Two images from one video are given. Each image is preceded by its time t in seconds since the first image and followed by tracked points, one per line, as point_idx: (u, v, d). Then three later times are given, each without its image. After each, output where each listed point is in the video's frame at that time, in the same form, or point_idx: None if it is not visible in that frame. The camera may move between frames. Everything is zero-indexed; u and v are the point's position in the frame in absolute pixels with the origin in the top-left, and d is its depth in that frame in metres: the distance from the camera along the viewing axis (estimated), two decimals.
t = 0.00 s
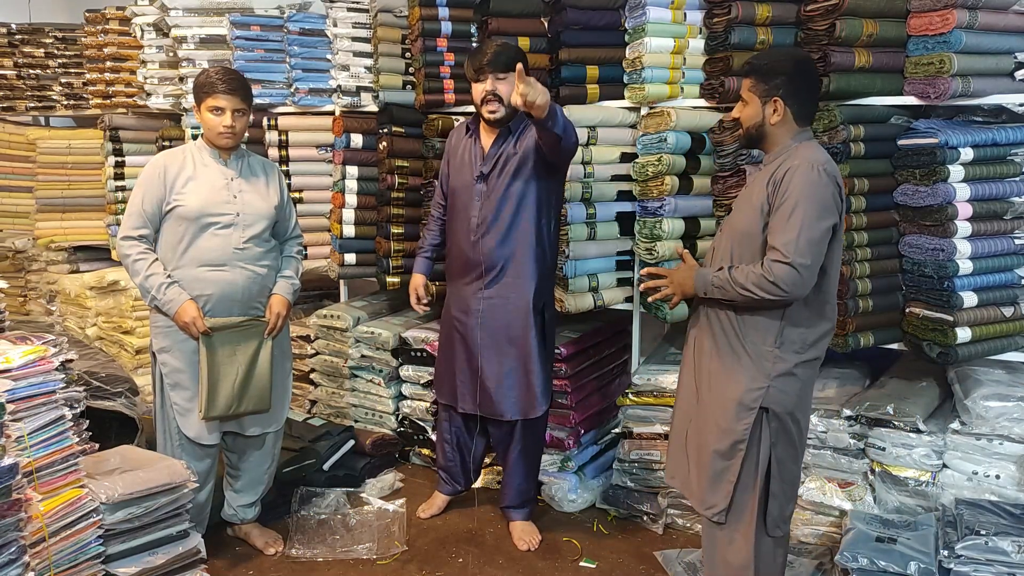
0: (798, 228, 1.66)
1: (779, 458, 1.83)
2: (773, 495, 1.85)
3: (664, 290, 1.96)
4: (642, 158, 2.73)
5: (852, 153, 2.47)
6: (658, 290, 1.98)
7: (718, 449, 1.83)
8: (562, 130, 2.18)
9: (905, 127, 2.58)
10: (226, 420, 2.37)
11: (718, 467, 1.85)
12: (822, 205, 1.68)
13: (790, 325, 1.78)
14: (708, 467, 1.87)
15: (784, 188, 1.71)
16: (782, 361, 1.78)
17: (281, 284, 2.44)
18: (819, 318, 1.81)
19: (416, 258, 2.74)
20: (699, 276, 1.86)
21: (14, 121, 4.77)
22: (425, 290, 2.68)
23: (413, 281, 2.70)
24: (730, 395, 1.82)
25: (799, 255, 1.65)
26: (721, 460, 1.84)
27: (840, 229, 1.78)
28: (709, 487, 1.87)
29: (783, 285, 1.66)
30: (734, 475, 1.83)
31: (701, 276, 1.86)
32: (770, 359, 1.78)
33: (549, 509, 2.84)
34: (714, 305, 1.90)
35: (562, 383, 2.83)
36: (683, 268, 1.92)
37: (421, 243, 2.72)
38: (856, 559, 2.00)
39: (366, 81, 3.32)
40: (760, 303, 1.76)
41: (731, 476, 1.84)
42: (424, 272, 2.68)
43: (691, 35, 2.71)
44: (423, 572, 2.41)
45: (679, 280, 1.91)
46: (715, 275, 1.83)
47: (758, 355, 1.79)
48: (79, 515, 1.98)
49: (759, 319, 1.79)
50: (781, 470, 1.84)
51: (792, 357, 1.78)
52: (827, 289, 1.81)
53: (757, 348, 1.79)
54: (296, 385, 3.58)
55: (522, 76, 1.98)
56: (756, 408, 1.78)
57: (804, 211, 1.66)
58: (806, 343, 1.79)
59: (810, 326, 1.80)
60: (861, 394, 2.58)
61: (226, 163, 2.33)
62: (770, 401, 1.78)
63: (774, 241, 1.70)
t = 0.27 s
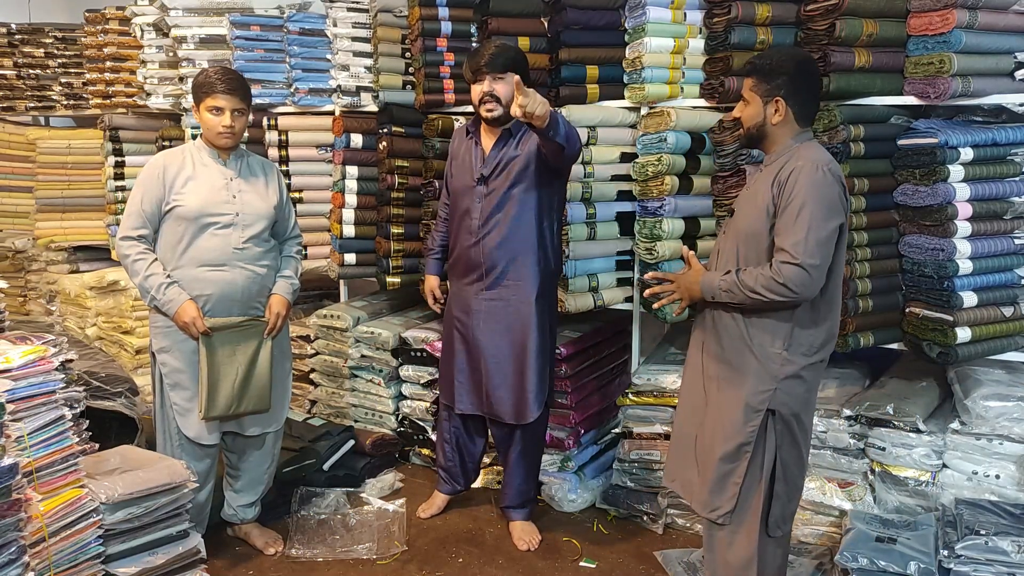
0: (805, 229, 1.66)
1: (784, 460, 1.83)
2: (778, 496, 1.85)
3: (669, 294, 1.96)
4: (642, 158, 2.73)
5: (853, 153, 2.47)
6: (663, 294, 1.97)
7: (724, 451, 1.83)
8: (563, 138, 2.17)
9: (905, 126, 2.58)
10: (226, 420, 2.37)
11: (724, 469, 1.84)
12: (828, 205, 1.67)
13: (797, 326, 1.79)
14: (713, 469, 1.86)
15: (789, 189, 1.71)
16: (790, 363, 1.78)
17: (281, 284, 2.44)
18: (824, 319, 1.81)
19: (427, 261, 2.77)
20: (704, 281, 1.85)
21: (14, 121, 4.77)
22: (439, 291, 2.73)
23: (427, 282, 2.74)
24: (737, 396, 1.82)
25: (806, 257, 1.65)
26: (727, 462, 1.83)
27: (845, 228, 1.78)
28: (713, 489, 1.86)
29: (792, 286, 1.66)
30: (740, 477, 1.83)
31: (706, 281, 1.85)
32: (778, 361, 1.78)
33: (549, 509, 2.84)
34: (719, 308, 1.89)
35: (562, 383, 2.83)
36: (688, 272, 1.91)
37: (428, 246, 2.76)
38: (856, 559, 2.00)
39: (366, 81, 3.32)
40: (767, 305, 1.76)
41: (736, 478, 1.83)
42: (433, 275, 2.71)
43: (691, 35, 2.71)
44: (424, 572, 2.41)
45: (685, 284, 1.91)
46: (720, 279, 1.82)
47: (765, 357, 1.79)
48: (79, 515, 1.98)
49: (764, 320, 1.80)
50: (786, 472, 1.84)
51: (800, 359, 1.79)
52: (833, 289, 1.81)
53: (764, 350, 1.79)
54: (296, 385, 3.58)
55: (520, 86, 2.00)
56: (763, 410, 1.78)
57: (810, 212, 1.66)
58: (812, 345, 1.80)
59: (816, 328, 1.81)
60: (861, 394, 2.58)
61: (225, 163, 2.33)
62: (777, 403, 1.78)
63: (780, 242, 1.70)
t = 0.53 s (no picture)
0: (806, 230, 1.65)
1: (788, 460, 1.83)
2: (782, 497, 1.85)
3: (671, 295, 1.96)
4: (642, 158, 2.73)
5: (853, 153, 2.48)
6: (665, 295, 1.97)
7: (728, 452, 1.83)
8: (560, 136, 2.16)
9: (905, 127, 2.58)
10: (226, 420, 2.37)
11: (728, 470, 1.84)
12: (829, 206, 1.67)
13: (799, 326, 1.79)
14: (717, 470, 1.86)
15: (790, 189, 1.71)
16: (794, 364, 1.77)
17: (281, 284, 2.44)
18: (827, 319, 1.81)
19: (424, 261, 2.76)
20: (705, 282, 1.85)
21: (14, 122, 4.77)
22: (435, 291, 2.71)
23: (423, 283, 2.72)
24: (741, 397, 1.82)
25: (808, 257, 1.65)
26: (731, 463, 1.83)
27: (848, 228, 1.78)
28: (717, 490, 1.86)
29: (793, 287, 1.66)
30: (743, 478, 1.82)
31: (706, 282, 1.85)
32: (782, 361, 1.78)
33: (549, 509, 2.84)
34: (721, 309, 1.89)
35: (562, 383, 2.83)
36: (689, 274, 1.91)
37: (427, 247, 2.76)
38: (856, 559, 2.00)
39: (366, 81, 3.32)
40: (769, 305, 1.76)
41: (740, 479, 1.83)
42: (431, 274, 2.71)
43: (691, 35, 2.71)
44: (424, 572, 2.41)
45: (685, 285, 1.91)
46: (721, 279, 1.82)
47: (768, 357, 1.79)
48: (80, 515, 1.98)
49: (767, 321, 1.80)
50: (790, 472, 1.84)
51: (804, 359, 1.78)
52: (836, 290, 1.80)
53: (768, 351, 1.79)
54: (296, 385, 3.59)
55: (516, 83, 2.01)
56: (767, 411, 1.78)
57: (811, 212, 1.66)
58: (815, 345, 1.80)
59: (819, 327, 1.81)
60: (861, 394, 2.58)
61: (225, 163, 2.33)
62: (781, 404, 1.78)
63: (782, 243, 1.70)
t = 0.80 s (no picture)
0: (806, 230, 1.65)
1: (788, 461, 1.83)
2: (782, 498, 1.84)
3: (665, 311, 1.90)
4: (642, 158, 2.73)
5: (853, 153, 2.48)
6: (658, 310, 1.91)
7: (728, 453, 1.83)
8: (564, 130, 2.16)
9: (905, 127, 2.58)
10: (225, 420, 2.37)
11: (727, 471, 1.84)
12: (828, 206, 1.67)
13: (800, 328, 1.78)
14: (716, 470, 1.86)
15: (790, 190, 1.70)
16: (794, 365, 1.77)
17: (281, 284, 2.44)
18: (827, 320, 1.80)
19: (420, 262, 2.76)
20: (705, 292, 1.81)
21: (14, 121, 4.77)
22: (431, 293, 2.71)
23: (418, 284, 2.73)
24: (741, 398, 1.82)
25: (808, 258, 1.65)
26: (731, 463, 1.83)
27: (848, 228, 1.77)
28: (716, 490, 1.86)
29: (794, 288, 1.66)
30: (743, 478, 1.82)
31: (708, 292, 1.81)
32: (782, 363, 1.77)
33: (549, 509, 2.84)
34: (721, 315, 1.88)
35: (562, 383, 2.83)
36: (684, 287, 1.86)
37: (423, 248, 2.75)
38: (856, 559, 2.00)
39: (366, 81, 3.32)
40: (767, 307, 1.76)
41: (740, 479, 1.83)
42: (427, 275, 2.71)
43: (691, 35, 2.71)
44: (424, 572, 2.41)
45: (682, 300, 1.85)
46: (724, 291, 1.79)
47: (768, 358, 1.79)
48: (80, 515, 1.98)
49: (766, 321, 1.79)
50: (790, 473, 1.84)
51: (804, 360, 1.78)
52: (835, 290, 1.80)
53: (768, 352, 1.79)
54: (296, 385, 3.59)
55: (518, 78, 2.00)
56: (766, 412, 1.78)
57: (811, 213, 1.65)
58: (815, 346, 1.79)
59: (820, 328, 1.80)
60: (861, 394, 2.58)
61: (224, 163, 2.33)
62: (781, 405, 1.78)
63: (781, 243, 1.70)
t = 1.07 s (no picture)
0: (806, 231, 1.65)
1: (788, 462, 1.82)
2: (782, 499, 1.83)
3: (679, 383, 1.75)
4: (642, 158, 2.74)
5: (853, 153, 2.48)
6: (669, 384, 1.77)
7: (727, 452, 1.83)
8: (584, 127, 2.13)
9: (905, 127, 2.58)
10: (225, 420, 2.37)
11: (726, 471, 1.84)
12: (829, 207, 1.66)
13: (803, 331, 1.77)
14: (717, 470, 1.86)
15: (791, 191, 1.70)
16: (794, 366, 1.78)
17: (281, 284, 2.44)
18: (827, 321, 1.80)
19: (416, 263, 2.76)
20: (714, 345, 1.70)
21: (14, 121, 4.77)
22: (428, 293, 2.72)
23: (416, 285, 2.73)
24: (740, 399, 1.83)
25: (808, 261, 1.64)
26: (730, 463, 1.84)
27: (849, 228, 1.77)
28: (716, 489, 1.86)
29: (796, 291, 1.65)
30: (743, 478, 1.83)
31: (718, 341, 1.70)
32: (782, 364, 1.78)
33: (549, 509, 2.84)
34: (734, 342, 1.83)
35: (562, 382, 2.83)
36: (692, 352, 1.73)
37: (420, 247, 2.75)
38: (856, 559, 2.00)
39: (366, 81, 3.32)
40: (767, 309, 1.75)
41: (739, 479, 1.83)
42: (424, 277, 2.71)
43: (691, 35, 2.71)
44: (423, 573, 2.41)
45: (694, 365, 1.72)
46: (732, 334, 1.70)
47: (769, 359, 1.79)
48: (80, 515, 1.98)
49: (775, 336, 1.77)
50: (790, 473, 1.83)
51: (804, 361, 1.78)
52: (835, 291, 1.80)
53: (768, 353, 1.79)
54: (296, 385, 3.59)
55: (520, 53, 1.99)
56: (766, 412, 1.78)
57: (811, 213, 1.65)
58: (815, 347, 1.79)
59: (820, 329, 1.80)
60: (861, 394, 2.58)
61: (224, 163, 2.32)
62: (781, 405, 1.78)
63: (781, 244, 1.69)
